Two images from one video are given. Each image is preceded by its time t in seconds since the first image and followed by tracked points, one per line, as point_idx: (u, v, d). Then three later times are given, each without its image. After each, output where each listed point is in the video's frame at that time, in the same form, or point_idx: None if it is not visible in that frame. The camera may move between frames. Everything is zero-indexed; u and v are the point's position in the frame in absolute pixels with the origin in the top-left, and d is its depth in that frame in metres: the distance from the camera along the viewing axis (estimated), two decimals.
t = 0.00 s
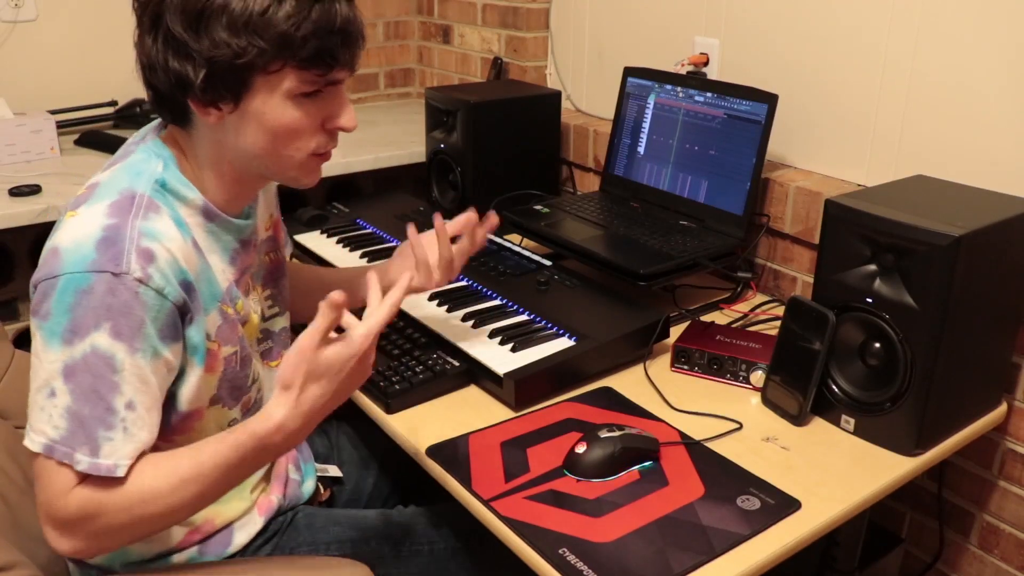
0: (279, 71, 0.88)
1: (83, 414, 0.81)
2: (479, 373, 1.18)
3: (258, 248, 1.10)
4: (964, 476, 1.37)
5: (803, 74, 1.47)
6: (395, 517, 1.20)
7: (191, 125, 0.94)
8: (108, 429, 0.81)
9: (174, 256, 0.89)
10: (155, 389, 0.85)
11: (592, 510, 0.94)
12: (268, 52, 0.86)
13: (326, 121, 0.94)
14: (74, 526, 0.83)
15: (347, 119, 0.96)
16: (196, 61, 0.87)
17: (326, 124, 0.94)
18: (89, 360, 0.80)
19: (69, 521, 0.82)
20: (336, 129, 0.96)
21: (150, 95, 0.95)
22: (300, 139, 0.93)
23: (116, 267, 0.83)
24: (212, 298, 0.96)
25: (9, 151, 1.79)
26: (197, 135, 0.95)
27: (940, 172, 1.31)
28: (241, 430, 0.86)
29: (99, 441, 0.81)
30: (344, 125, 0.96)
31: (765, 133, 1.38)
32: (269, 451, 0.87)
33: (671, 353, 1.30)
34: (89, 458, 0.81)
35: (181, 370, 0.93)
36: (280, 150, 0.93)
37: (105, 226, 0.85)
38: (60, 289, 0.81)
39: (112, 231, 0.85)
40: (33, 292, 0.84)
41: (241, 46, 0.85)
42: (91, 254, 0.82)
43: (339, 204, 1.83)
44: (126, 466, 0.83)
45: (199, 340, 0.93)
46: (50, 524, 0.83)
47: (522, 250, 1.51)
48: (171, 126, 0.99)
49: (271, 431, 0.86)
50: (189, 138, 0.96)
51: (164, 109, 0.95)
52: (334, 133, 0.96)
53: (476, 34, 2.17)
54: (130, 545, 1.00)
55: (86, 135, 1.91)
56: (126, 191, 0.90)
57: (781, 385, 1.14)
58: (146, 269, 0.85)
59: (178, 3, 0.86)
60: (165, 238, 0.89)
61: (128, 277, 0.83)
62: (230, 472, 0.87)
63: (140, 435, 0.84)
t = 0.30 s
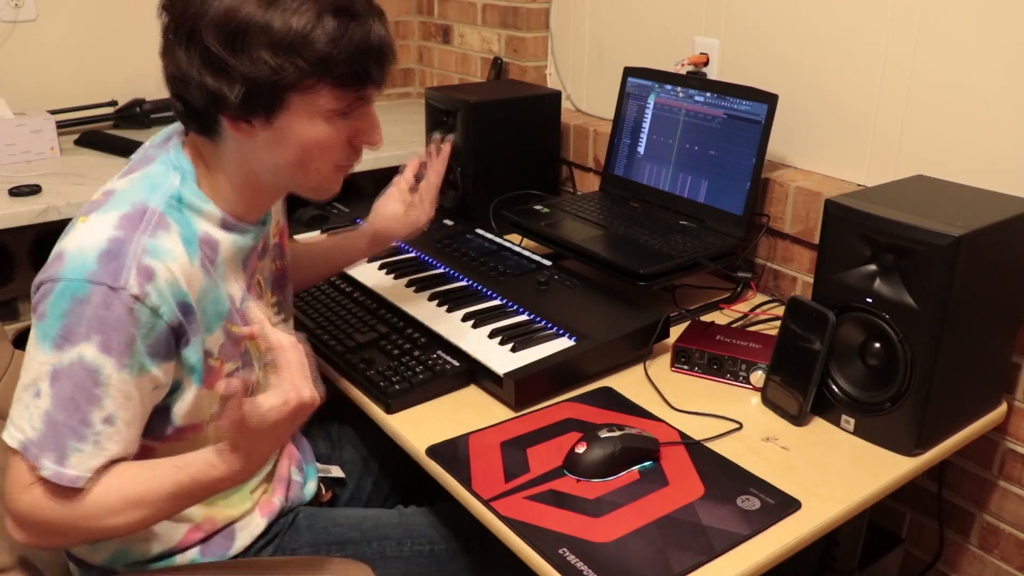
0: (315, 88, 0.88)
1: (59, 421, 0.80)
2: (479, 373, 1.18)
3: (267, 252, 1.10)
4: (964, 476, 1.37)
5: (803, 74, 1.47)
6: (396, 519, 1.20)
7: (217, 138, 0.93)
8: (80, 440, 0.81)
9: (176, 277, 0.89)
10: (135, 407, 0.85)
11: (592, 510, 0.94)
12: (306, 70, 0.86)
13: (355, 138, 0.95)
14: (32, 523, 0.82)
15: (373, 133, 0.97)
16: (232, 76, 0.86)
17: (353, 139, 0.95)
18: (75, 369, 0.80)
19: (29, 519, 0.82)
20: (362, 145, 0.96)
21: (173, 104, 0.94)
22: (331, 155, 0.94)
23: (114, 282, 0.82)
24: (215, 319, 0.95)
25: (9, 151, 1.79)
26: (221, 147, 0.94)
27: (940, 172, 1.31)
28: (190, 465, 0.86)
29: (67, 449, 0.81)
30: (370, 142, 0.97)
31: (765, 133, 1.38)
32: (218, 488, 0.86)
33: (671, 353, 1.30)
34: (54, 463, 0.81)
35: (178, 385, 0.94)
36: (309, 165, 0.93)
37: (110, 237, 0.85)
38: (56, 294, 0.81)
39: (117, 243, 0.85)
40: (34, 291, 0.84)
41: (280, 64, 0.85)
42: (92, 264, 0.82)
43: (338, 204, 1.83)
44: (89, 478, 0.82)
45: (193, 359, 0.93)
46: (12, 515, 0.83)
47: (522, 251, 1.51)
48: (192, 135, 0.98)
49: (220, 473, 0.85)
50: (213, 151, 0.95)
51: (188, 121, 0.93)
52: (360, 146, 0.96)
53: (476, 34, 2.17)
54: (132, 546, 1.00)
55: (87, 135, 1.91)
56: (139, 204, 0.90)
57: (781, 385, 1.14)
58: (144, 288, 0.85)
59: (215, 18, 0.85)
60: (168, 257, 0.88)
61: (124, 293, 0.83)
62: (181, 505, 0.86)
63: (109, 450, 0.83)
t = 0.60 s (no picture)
0: (307, 76, 0.89)
1: (129, 407, 0.82)
2: (479, 373, 1.18)
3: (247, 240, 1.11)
4: (964, 476, 1.37)
5: (803, 74, 1.47)
6: (399, 515, 1.22)
7: (207, 132, 0.92)
8: (158, 416, 0.83)
9: (197, 251, 0.90)
10: (187, 378, 0.87)
11: (592, 510, 0.94)
12: (301, 60, 0.87)
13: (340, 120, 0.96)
14: (134, 508, 0.86)
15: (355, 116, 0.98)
16: (230, 69, 0.86)
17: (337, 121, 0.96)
18: (129, 356, 0.81)
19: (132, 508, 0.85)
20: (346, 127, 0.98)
21: (158, 97, 0.92)
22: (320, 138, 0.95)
23: (146, 267, 0.83)
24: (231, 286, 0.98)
25: (9, 151, 1.79)
26: (210, 139, 0.93)
27: (940, 172, 1.31)
28: (270, 365, 0.95)
29: (148, 428, 0.83)
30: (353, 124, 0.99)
31: (765, 133, 1.38)
32: (298, 381, 0.97)
33: (671, 353, 1.30)
34: (141, 445, 0.83)
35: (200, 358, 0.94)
36: (301, 151, 0.94)
37: (128, 226, 0.85)
38: (88, 290, 0.81)
39: (137, 231, 0.85)
40: (54, 295, 0.83)
41: (277, 55, 0.86)
42: (118, 255, 0.82)
43: (338, 204, 1.83)
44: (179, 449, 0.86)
45: (219, 325, 0.95)
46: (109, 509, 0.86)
47: (522, 250, 1.51)
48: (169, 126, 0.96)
49: (296, 357, 0.97)
50: (202, 144, 0.94)
51: (176, 116, 0.92)
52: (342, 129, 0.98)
53: (476, 34, 2.17)
54: (137, 548, 0.99)
55: (87, 135, 1.91)
56: (142, 190, 0.89)
57: (781, 385, 1.14)
58: (174, 266, 0.86)
59: (209, 14, 0.85)
60: (186, 234, 0.89)
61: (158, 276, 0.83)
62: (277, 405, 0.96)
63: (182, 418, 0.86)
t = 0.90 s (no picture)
0: (291, 63, 0.93)
1: (158, 374, 0.81)
2: (479, 373, 1.18)
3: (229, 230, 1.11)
4: (964, 476, 1.37)
5: (803, 75, 1.48)
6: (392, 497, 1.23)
7: (193, 118, 0.94)
8: (185, 382, 0.82)
9: (206, 222, 0.90)
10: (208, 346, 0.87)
11: (592, 510, 0.94)
12: (286, 47, 0.90)
13: (315, 106, 0.99)
14: (168, 483, 0.85)
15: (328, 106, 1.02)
16: (224, 54, 0.88)
17: (314, 109, 1.00)
18: (154, 324, 0.81)
19: (160, 483, 0.84)
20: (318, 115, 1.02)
21: (146, 86, 0.93)
22: (297, 123, 0.98)
23: (165, 237, 0.83)
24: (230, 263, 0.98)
25: (9, 151, 1.79)
26: (199, 126, 0.94)
27: (940, 172, 1.31)
28: (301, 357, 0.94)
29: (179, 393, 0.82)
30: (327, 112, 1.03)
31: (765, 133, 1.38)
32: (325, 368, 0.97)
33: (671, 354, 1.30)
34: (173, 411, 0.82)
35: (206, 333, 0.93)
36: (282, 135, 0.97)
37: (142, 201, 0.85)
38: (109, 266, 0.81)
39: (151, 204, 0.85)
40: (71, 275, 0.82)
41: (265, 41, 0.89)
42: (135, 228, 0.82)
43: (339, 203, 1.83)
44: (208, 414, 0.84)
45: (226, 300, 0.95)
46: (138, 489, 0.84)
47: (522, 250, 1.51)
48: (155, 117, 0.97)
49: (324, 358, 0.95)
50: (187, 130, 0.95)
51: (162, 103, 0.93)
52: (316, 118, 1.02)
53: (476, 34, 2.16)
54: (148, 538, 0.99)
55: (86, 135, 1.91)
56: (147, 170, 0.89)
57: (781, 385, 1.14)
58: (190, 236, 0.86)
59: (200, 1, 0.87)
60: (196, 206, 0.89)
61: (177, 245, 0.84)
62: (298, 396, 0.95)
63: (207, 383, 0.85)
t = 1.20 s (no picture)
0: (260, 47, 0.94)
1: (154, 355, 0.82)
2: (479, 373, 1.18)
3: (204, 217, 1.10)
4: (964, 476, 1.37)
5: (803, 75, 1.47)
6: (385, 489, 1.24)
7: (167, 109, 0.94)
8: (181, 361, 0.83)
9: (191, 205, 0.90)
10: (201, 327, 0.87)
11: (592, 510, 0.94)
12: (256, 32, 0.92)
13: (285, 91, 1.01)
14: (164, 467, 0.84)
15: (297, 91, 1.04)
16: (196, 42, 0.89)
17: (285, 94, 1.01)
18: (148, 306, 0.81)
19: (156, 468, 0.84)
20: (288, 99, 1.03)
21: (120, 80, 0.94)
22: (268, 109, 0.99)
23: (153, 220, 0.84)
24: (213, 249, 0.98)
25: (9, 151, 1.79)
26: (173, 115, 0.95)
27: (940, 172, 1.31)
28: (280, 328, 0.94)
29: (176, 374, 0.82)
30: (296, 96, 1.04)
31: (765, 133, 1.38)
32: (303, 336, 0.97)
33: (671, 353, 1.30)
34: (171, 391, 0.82)
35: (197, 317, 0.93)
36: (255, 120, 0.98)
37: (128, 187, 0.85)
38: (99, 252, 0.81)
39: (137, 190, 0.85)
40: (62, 265, 0.82)
41: (236, 27, 0.90)
42: (123, 212, 0.83)
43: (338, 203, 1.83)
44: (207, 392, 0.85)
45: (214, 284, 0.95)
46: (134, 476, 0.83)
47: (522, 250, 1.51)
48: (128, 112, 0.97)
49: (306, 326, 0.96)
50: (162, 120, 0.96)
51: (136, 94, 0.93)
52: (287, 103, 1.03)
53: (476, 34, 2.16)
54: (149, 531, 0.99)
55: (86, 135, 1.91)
56: (129, 160, 0.89)
57: (781, 385, 1.14)
58: (176, 218, 0.86)
59: None
60: (180, 191, 0.90)
61: (165, 227, 0.84)
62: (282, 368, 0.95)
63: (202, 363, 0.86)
